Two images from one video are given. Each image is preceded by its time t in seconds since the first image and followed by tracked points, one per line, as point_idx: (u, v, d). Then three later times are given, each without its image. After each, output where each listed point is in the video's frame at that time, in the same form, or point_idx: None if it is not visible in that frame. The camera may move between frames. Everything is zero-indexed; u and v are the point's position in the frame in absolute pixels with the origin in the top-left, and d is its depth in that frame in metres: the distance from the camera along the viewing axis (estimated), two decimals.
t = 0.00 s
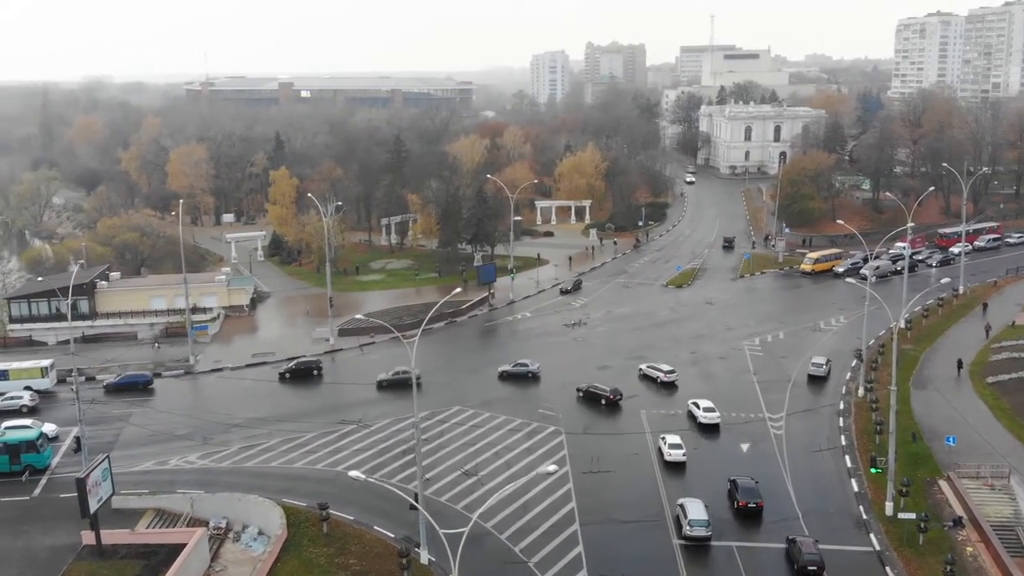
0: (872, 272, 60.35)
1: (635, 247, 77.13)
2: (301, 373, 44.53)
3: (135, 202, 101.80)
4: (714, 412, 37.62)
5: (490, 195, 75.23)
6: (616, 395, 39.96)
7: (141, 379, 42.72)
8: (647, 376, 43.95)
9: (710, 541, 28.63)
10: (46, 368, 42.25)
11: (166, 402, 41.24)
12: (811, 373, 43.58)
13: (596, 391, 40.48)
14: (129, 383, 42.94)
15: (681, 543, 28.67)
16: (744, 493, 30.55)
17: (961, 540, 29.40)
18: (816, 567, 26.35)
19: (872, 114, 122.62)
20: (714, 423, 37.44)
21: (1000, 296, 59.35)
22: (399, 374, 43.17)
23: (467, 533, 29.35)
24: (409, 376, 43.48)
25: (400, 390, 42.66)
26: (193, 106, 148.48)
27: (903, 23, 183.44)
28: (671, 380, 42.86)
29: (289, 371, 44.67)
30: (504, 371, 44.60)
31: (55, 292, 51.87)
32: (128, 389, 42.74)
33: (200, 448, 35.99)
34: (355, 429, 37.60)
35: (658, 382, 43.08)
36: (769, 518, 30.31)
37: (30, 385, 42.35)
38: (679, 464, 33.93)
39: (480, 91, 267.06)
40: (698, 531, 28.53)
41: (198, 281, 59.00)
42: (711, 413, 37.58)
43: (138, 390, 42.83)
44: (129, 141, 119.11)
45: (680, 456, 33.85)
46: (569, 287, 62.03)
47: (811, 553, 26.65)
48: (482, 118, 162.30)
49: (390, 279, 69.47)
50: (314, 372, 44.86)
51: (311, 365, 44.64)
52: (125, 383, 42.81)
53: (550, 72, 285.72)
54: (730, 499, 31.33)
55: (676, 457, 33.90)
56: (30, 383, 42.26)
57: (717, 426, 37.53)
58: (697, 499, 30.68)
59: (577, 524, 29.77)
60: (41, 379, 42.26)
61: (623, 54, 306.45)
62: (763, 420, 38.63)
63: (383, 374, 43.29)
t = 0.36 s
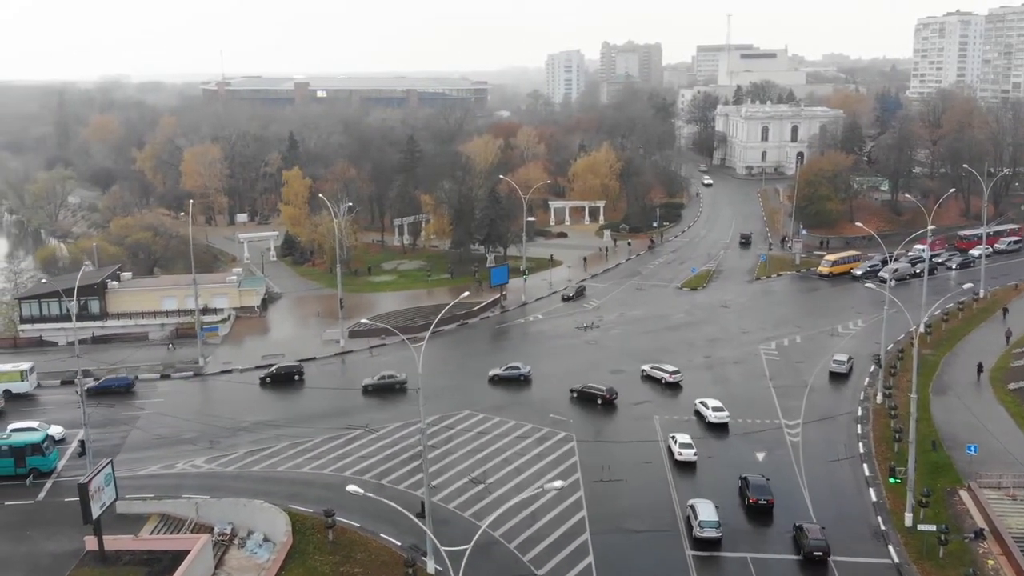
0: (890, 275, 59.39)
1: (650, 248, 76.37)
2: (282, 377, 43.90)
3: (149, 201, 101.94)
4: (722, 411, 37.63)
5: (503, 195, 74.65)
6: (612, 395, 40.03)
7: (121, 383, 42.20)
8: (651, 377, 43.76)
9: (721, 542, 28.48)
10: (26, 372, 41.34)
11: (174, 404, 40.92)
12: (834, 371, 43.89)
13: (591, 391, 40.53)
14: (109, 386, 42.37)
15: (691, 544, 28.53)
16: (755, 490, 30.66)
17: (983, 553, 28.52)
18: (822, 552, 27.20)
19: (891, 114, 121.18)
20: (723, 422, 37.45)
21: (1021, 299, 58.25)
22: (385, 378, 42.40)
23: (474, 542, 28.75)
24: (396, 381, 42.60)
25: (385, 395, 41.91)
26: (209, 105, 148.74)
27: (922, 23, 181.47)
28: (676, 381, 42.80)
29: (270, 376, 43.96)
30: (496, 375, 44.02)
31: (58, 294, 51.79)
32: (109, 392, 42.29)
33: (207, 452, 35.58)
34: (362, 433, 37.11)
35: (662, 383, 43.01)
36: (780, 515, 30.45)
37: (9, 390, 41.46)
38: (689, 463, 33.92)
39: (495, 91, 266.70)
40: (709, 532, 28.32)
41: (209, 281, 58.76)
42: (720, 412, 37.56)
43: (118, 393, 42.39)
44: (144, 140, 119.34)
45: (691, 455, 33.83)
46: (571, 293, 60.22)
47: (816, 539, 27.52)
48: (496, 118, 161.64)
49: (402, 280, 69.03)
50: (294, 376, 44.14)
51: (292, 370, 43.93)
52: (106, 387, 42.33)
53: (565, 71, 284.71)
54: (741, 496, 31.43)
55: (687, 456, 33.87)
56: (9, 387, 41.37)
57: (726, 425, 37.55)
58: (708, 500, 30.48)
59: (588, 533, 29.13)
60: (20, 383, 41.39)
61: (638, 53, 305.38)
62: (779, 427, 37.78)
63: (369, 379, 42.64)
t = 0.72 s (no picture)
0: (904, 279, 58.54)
1: (660, 250, 75.63)
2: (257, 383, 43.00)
3: (158, 202, 101.84)
4: (727, 412, 37.68)
5: (512, 197, 74.05)
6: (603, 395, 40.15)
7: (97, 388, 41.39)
8: (650, 378, 43.61)
9: (729, 542, 28.47)
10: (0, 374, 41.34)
11: (178, 407, 40.50)
12: (852, 368, 44.44)
13: (582, 391, 40.60)
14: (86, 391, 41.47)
15: (698, 545, 28.48)
16: (763, 488, 30.78)
17: (1002, 566, 27.72)
18: (825, 538, 28.05)
19: (905, 115, 119.91)
20: (727, 422, 37.50)
21: None
22: (365, 385, 41.59)
23: (479, 551, 28.15)
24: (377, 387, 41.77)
25: (366, 402, 41.07)
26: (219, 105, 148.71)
27: (936, 23, 179.70)
28: (675, 382, 42.75)
29: (245, 382, 43.05)
30: (481, 380, 43.30)
31: (59, 296, 51.51)
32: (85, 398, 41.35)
33: (210, 457, 35.11)
34: (367, 439, 36.56)
35: (662, 384, 42.94)
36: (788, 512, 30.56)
37: None
38: (696, 463, 34.04)
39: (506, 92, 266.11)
40: (716, 533, 28.29)
41: (216, 283, 58.37)
42: (724, 412, 37.64)
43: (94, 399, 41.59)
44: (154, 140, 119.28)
45: (697, 455, 33.93)
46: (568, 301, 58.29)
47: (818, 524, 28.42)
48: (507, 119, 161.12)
49: (410, 281, 68.52)
50: (270, 382, 43.25)
51: (268, 376, 43.01)
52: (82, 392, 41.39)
53: (577, 71, 283.99)
54: (750, 494, 31.56)
55: (694, 455, 33.99)
56: None
57: (730, 425, 37.60)
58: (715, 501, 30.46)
59: (595, 544, 28.48)
60: None
61: (650, 53, 304.19)
62: (792, 435, 37.04)
63: (349, 385, 41.83)
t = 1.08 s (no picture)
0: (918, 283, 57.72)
1: (669, 252, 75.00)
2: (232, 389, 42.31)
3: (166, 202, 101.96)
4: (729, 410, 37.77)
5: (520, 198, 73.52)
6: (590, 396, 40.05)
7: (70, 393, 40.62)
8: (646, 379, 43.53)
9: (735, 541, 28.50)
10: None
11: (181, 410, 40.17)
12: (871, 364, 44.75)
13: (568, 392, 40.44)
14: (61, 395, 40.80)
15: (704, 544, 28.51)
16: (769, 485, 31.01)
17: None
18: (828, 523, 28.94)
19: (917, 116, 118.76)
20: (729, 420, 37.56)
21: None
22: (342, 390, 40.99)
23: (482, 560, 27.64)
24: (356, 393, 41.10)
25: (343, 406, 40.51)
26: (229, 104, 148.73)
27: (948, 23, 178.32)
28: (673, 383, 42.73)
29: (218, 388, 42.24)
30: (464, 386, 42.52)
31: (54, 298, 51.10)
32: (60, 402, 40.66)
33: (212, 462, 34.70)
34: (370, 444, 36.11)
35: (660, 385, 42.89)
36: (794, 508, 30.88)
37: None
38: (699, 460, 34.25)
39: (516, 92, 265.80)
40: (721, 532, 28.35)
41: (221, 284, 57.98)
42: (727, 411, 37.73)
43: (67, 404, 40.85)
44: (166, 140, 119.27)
45: (701, 452, 34.12)
46: (562, 309, 56.77)
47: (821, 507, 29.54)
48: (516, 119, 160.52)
49: (417, 283, 68.03)
50: (243, 388, 42.46)
51: (241, 381, 42.26)
52: (58, 396, 40.73)
53: (586, 72, 283.88)
54: (755, 491, 31.84)
55: (697, 453, 34.19)
56: None
57: (733, 424, 37.68)
58: (720, 500, 30.54)
59: (601, 553, 27.94)
60: None
61: (660, 54, 303.34)
62: (803, 441, 36.37)
63: (326, 390, 41.21)
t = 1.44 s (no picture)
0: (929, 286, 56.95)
1: (677, 253, 74.43)
2: (203, 395, 41.76)
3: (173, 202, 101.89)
4: (729, 408, 37.90)
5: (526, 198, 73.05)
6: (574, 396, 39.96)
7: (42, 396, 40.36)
8: (640, 380, 43.33)
9: (739, 539, 28.55)
10: None
11: (182, 413, 39.82)
12: (889, 361, 45.01)
13: (552, 393, 40.26)
14: (33, 397, 40.50)
15: (709, 542, 28.58)
16: (774, 481, 31.31)
17: None
18: (830, 508, 29.85)
19: (929, 117, 117.74)
20: (729, 419, 37.75)
21: None
22: (317, 394, 40.38)
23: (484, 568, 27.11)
24: (330, 397, 40.53)
25: (317, 411, 39.95)
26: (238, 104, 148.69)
27: (959, 23, 177.11)
28: (668, 383, 42.70)
29: (190, 392, 41.71)
30: (446, 390, 41.95)
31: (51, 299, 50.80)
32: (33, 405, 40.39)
33: (213, 465, 34.33)
34: (373, 448, 35.66)
35: (655, 386, 42.80)
36: (798, 504, 31.19)
37: None
38: (700, 457, 34.51)
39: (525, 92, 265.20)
40: (726, 530, 28.40)
41: (226, 285, 57.61)
42: (727, 409, 37.85)
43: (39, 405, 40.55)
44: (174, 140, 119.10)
45: (701, 448, 34.41)
46: (554, 315, 55.07)
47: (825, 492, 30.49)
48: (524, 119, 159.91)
49: (422, 284, 67.58)
50: (216, 393, 41.95)
51: (213, 387, 41.68)
52: (30, 399, 40.44)
53: (595, 72, 283.16)
54: (761, 486, 32.14)
55: (698, 449, 34.45)
56: None
57: (733, 422, 37.88)
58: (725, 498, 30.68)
59: (606, 561, 27.41)
60: None
61: (669, 53, 302.41)
62: (812, 448, 35.75)
63: (300, 394, 40.61)
